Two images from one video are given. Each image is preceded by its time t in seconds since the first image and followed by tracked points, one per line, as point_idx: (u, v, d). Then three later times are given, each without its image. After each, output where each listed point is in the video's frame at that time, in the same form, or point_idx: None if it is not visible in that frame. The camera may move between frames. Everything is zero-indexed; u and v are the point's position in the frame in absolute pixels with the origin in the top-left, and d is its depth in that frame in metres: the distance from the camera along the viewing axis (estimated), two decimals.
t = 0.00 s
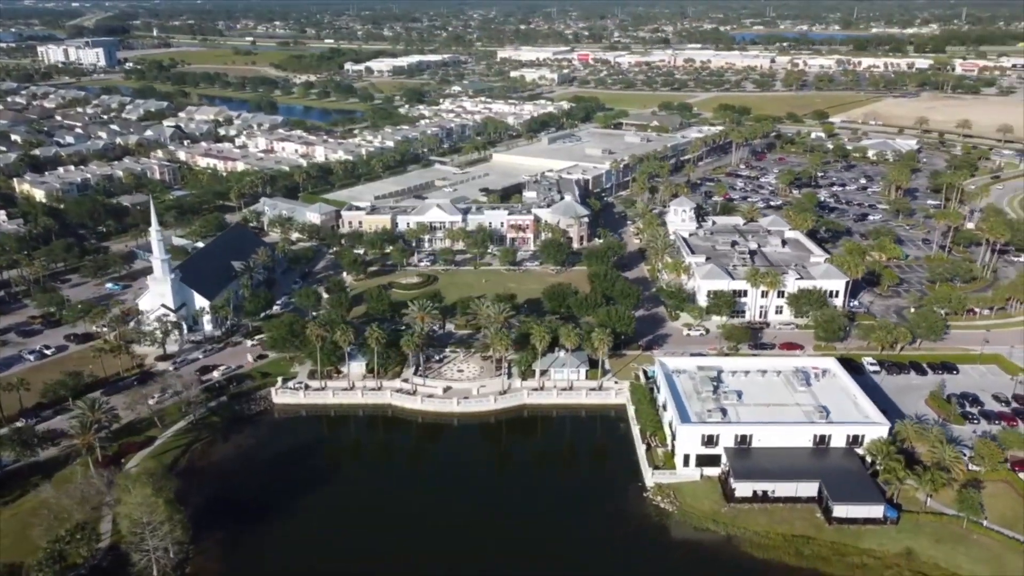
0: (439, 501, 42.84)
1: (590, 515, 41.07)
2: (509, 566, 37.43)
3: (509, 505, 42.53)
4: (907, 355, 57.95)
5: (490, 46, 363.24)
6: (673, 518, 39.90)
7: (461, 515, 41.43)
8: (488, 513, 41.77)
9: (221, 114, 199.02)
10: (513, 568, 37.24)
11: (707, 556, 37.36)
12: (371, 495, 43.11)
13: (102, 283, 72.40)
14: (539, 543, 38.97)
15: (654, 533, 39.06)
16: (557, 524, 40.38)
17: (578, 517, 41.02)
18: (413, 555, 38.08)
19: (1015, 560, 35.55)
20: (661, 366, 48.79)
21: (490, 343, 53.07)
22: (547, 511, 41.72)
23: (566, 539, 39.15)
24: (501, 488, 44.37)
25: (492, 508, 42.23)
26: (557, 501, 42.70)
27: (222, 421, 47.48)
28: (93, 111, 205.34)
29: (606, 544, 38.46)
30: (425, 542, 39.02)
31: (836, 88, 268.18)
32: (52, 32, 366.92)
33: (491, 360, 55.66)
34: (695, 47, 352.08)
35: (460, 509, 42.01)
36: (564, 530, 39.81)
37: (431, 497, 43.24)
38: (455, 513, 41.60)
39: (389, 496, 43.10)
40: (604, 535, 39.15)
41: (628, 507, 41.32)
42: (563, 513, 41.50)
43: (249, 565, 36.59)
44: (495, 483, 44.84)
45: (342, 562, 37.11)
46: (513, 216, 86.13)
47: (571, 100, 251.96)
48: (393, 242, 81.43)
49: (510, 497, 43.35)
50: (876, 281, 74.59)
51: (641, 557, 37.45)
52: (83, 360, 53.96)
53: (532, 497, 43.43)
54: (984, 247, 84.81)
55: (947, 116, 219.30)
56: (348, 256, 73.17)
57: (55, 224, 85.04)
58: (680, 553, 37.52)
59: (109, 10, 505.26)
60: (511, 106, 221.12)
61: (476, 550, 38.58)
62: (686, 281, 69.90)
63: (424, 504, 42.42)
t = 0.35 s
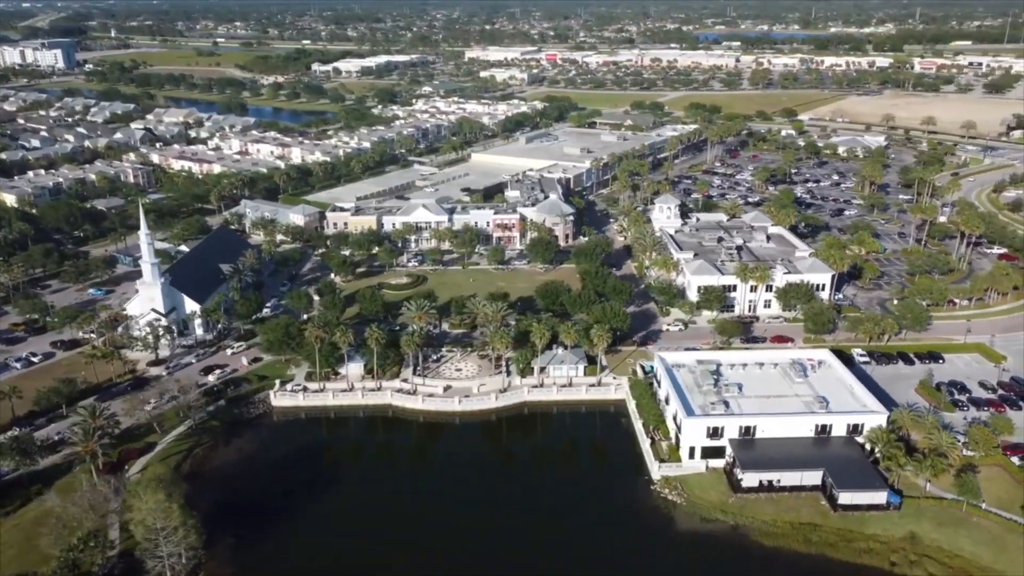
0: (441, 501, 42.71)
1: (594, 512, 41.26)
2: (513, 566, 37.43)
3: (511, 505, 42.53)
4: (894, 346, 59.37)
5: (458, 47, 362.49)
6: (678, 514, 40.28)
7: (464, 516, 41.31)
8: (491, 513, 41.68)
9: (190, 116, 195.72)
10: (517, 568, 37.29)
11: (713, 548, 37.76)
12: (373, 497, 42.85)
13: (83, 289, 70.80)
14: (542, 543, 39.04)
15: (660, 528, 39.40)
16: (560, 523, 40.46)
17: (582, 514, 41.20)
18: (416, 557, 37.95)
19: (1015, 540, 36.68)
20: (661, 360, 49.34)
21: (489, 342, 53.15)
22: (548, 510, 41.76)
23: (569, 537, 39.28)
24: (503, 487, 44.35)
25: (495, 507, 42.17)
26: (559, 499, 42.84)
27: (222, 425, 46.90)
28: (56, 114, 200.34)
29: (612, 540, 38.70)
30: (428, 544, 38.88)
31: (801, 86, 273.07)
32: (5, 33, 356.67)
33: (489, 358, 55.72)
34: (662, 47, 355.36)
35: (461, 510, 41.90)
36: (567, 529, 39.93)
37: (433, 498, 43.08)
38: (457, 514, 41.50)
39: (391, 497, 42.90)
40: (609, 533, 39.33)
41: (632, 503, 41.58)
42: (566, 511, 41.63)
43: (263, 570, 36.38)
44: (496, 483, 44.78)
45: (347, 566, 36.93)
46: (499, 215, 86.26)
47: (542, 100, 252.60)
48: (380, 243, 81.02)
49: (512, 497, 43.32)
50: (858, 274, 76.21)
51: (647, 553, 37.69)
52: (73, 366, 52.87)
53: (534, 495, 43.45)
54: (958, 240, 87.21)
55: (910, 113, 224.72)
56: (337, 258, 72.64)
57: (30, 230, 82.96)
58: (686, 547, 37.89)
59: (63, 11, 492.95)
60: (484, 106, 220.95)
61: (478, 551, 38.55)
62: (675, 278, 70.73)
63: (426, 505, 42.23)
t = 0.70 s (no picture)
0: (444, 501, 42.67)
1: (600, 508, 41.57)
2: (521, 563, 37.56)
3: (515, 503, 42.64)
4: (879, 336, 60.95)
5: (422, 47, 361.09)
6: (685, 507, 40.83)
7: (469, 516, 41.30)
8: (496, 511, 41.77)
9: (156, 118, 191.86)
10: (525, 565, 37.42)
11: (722, 540, 38.41)
12: (377, 498, 42.68)
13: (63, 295, 69.04)
14: (549, 540, 39.23)
15: (667, 521, 39.93)
16: (567, 519, 40.71)
17: (588, 510, 41.55)
18: (423, 557, 37.88)
19: (1012, 520, 38.03)
20: (660, 355, 50.02)
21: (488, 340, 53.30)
22: (551, 509, 41.92)
23: (577, 533, 39.56)
24: (505, 485, 44.49)
25: (500, 506, 42.26)
26: (564, 496, 43.09)
27: (222, 430, 46.32)
28: (14, 117, 194.61)
29: (621, 535, 39.10)
30: (436, 545, 38.81)
31: (764, 84, 277.85)
32: None
33: (487, 356, 55.84)
34: (626, 47, 358.35)
35: (466, 509, 41.91)
36: (573, 525, 40.19)
37: (436, 497, 43.02)
38: (462, 513, 41.48)
39: (394, 498, 42.75)
40: (618, 528, 39.68)
41: (638, 498, 42.04)
42: (572, 507, 41.93)
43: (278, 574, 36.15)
44: (499, 481, 44.86)
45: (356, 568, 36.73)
46: (484, 215, 86.35)
47: (510, 99, 252.92)
48: (366, 244, 80.56)
49: (515, 495, 43.45)
50: (839, 268, 77.97)
51: (656, 547, 38.13)
52: (62, 374, 51.67)
53: (538, 493, 43.63)
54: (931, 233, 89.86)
55: (871, 110, 230.27)
56: (325, 259, 72.03)
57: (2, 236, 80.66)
58: (694, 540, 38.48)
59: (10, 11, 478.74)
60: (454, 106, 220.45)
61: (485, 550, 38.62)
62: (663, 274, 71.61)
63: (430, 505, 42.16)
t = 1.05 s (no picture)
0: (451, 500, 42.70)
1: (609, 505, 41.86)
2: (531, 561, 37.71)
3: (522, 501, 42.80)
4: (869, 329, 62.19)
5: (393, 47, 359.05)
6: (692, 501, 41.34)
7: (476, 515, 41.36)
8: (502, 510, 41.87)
9: (127, 120, 188.31)
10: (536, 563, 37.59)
11: (732, 533, 38.95)
12: (383, 499, 42.59)
13: (48, 301, 67.55)
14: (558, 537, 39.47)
15: (676, 516, 40.37)
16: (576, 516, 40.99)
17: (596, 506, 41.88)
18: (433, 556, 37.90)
19: (1012, 504, 39.12)
20: (661, 351, 50.60)
21: (489, 339, 53.41)
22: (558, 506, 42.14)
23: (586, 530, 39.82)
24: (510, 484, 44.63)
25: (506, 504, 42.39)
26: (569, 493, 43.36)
27: (225, 433, 45.80)
28: None
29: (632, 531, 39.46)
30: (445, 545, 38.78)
31: (735, 83, 281.33)
32: None
33: (487, 355, 55.91)
34: (597, 46, 360.51)
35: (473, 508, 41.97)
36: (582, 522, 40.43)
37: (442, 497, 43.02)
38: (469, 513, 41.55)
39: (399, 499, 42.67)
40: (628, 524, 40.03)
41: (645, 493, 42.43)
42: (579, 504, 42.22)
43: None
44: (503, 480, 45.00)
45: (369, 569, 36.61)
46: (472, 214, 86.35)
47: (485, 99, 252.90)
48: (356, 245, 80.17)
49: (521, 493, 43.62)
50: (824, 262, 79.34)
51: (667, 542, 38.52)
52: (56, 381, 50.70)
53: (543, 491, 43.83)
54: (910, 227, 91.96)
55: (840, 108, 234.42)
56: (316, 261, 71.49)
57: None
58: (704, 534, 38.99)
59: None
60: (431, 107, 219.62)
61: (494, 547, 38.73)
62: (655, 270, 72.31)
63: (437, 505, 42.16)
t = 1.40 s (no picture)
0: (463, 500, 42.66)
1: (622, 502, 42.03)
2: (547, 560, 37.84)
3: (537, 499, 42.97)
4: (867, 323, 63.28)
5: (368, 48, 357.34)
6: (708, 497, 41.72)
7: (489, 515, 41.40)
8: (516, 509, 41.91)
9: (105, 122, 185.32)
10: (551, 561, 37.72)
11: (750, 527, 39.30)
12: (399, 500, 42.52)
13: (42, 306, 66.23)
14: (572, 535, 39.56)
15: (693, 512, 40.62)
16: (590, 514, 41.14)
17: (612, 502, 42.15)
18: (449, 557, 37.89)
19: (1020, 491, 40.16)
20: (670, 347, 51.09)
21: (498, 337, 53.56)
22: (571, 504, 42.29)
23: (600, 527, 40.01)
24: (522, 482, 44.64)
25: (519, 503, 42.47)
26: (582, 490, 43.55)
27: (238, 436, 45.48)
28: None
29: (646, 528, 39.68)
30: (459, 545, 38.80)
31: (712, 83, 284.04)
32: None
33: (494, 353, 56.04)
34: (575, 47, 361.90)
35: (486, 508, 41.93)
36: (595, 519, 40.64)
37: (455, 497, 42.97)
38: (483, 512, 41.55)
39: (413, 499, 42.61)
40: (643, 520, 40.21)
41: (658, 490, 42.69)
42: (593, 501, 42.39)
43: None
44: (515, 478, 45.04)
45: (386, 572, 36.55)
46: (468, 214, 86.35)
47: (466, 100, 252.77)
48: (353, 246, 79.84)
49: (534, 491, 43.76)
50: (818, 258, 80.53)
51: (684, 538, 38.73)
52: (60, 386, 49.88)
53: (557, 488, 44.03)
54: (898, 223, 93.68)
55: (817, 107, 237.75)
56: (315, 262, 71.08)
57: None
58: (723, 529, 39.24)
59: None
60: (413, 107, 218.98)
61: (509, 547, 38.79)
62: (654, 268, 72.89)
63: (450, 505, 42.10)
